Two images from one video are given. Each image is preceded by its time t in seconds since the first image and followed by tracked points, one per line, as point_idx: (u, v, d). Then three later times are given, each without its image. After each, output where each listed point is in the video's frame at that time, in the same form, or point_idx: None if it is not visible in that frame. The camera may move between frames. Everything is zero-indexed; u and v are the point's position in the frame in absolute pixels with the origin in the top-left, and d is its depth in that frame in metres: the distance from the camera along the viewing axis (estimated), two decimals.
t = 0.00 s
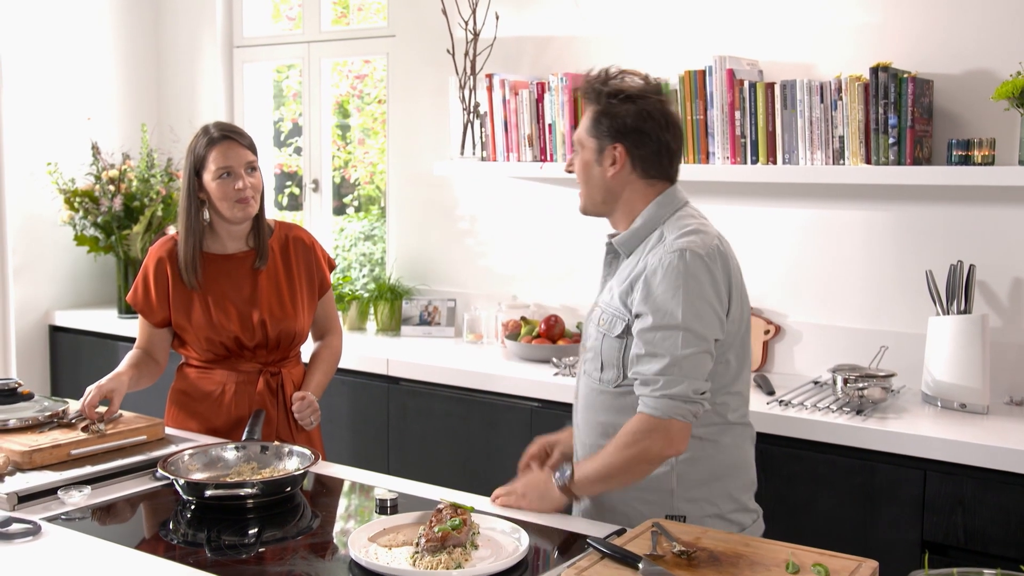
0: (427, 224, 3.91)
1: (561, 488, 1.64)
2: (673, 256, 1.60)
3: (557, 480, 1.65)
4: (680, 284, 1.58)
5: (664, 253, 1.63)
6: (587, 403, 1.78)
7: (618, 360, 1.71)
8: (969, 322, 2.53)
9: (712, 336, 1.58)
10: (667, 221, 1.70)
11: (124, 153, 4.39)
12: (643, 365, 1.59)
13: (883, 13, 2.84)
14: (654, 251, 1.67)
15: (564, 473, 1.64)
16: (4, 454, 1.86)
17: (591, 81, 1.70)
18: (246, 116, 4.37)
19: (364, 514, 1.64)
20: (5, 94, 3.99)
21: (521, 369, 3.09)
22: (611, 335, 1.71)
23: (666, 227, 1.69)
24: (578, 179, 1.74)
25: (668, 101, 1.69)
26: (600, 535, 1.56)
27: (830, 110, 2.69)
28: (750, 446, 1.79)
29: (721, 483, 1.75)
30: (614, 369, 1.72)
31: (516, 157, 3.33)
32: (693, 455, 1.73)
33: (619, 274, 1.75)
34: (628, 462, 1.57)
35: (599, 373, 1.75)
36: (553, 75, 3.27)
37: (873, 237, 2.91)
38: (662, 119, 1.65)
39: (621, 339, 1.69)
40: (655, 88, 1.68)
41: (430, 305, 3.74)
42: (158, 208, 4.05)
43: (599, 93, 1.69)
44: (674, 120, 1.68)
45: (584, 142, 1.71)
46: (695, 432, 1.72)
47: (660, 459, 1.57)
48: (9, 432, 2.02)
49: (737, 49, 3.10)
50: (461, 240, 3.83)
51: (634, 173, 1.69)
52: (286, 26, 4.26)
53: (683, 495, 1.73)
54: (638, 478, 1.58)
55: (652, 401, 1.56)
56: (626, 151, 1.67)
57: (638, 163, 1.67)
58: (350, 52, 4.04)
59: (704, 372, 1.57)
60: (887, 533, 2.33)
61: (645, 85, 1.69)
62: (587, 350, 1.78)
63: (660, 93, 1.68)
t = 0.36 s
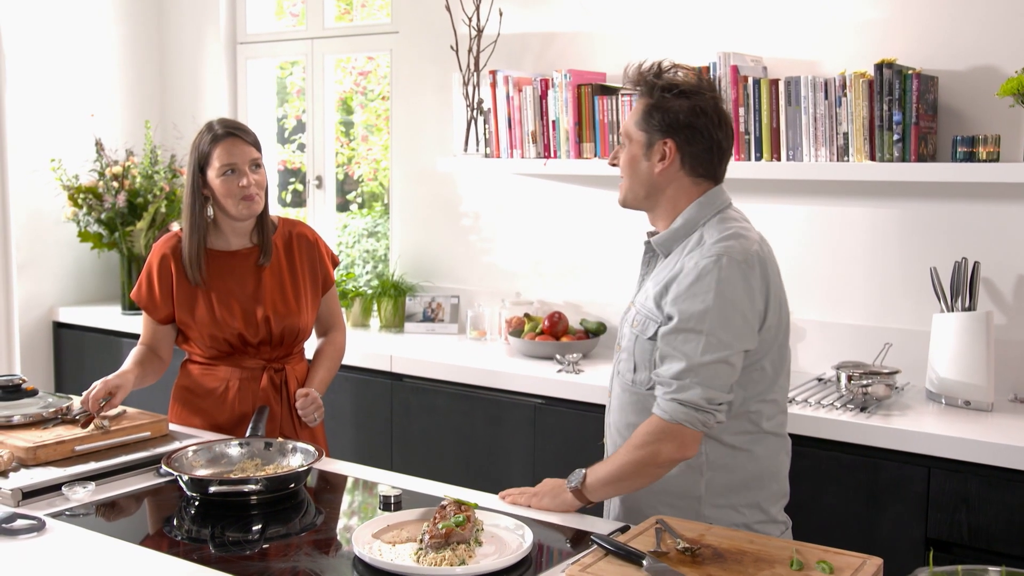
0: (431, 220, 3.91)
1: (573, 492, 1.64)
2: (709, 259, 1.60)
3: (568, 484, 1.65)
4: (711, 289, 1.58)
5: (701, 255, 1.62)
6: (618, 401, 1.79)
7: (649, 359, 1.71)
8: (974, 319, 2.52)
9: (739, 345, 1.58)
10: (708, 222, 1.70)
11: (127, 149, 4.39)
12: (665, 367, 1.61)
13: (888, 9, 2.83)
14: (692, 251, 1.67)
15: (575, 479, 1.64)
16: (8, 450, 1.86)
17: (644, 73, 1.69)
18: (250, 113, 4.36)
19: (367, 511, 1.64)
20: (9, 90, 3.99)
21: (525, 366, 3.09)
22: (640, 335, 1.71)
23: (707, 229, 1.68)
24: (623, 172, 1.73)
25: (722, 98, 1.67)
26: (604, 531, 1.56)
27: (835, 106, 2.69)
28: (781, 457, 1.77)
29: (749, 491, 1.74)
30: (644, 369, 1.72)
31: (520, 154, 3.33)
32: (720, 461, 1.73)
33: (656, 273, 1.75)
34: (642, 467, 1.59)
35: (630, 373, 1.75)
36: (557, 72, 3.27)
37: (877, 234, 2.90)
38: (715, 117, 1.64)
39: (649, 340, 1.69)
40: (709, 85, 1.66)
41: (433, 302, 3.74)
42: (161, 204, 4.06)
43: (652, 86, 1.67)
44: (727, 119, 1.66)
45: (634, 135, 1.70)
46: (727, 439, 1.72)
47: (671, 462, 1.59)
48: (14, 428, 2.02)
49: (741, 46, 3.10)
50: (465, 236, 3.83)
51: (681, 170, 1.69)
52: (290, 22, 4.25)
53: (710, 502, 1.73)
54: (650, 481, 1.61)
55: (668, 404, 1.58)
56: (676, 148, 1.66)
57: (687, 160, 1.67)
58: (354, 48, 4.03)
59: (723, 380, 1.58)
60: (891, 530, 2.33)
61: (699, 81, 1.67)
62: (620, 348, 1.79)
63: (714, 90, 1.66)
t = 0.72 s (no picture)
0: (432, 219, 3.91)
1: (590, 492, 1.64)
2: (731, 256, 1.60)
3: (585, 484, 1.65)
4: (735, 286, 1.57)
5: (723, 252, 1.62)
6: (632, 400, 1.77)
7: (666, 357, 1.70)
8: (975, 316, 2.52)
9: (761, 344, 1.58)
10: (728, 221, 1.69)
11: (129, 148, 4.39)
12: (686, 365, 1.60)
13: (889, 6, 2.82)
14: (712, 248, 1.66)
15: (592, 479, 1.65)
16: (11, 449, 1.86)
17: (664, 69, 1.69)
18: (252, 112, 4.36)
19: (369, 509, 1.64)
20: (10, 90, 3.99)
21: (527, 365, 3.08)
22: (658, 333, 1.70)
23: (726, 227, 1.67)
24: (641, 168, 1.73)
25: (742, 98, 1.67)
26: (606, 530, 1.56)
27: (836, 104, 2.68)
28: (793, 457, 1.77)
29: (763, 490, 1.74)
30: (661, 367, 1.71)
31: (521, 152, 3.33)
32: (734, 460, 1.72)
33: (675, 271, 1.73)
34: (659, 466, 1.59)
35: (643, 370, 1.74)
36: (558, 70, 3.27)
37: (879, 231, 2.90)
38: (736, 116, 1.64)
39: (667, 338, 1.68)
40: (730, 84, 1.67)
41: (435, 301, 3.74)
42: (163, 204, 4.06)
43: (672, 83, 1.67)
44: (746, 118, 1.67)
45: (653, 131, 1.69)
46: (741, 439, 1.71)
47: (691, 460, 1.59)
48: (16, 427, 2.02)
49: (743, 43, 3.09)
50: (466, 234, 3.83)
51: (700, 168, 1.68)
52: (291, 21, 4.25)
53: (724, 502, 1.73)
54: (668, 480, 1.60)
55: (689, 402, 1.57)
56: (695, 145, 1.66)
57: (706, 158, 1.66)
58: (355, 47, 4.03)
59: (744, 379, 1.57)
60: (893, 527, 2.33)
61: (720, 79, 1.68)
62: (635, 346, 1.77)
63: (734, 90, 1.67)
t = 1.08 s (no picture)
0: (433, 219, 3.91)
1: (598, 493, 1.63)
2: (745, 253, 1.60)
3: (593, 486, 1.64)
4: (751, 282, 1.58)
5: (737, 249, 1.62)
6: (636, 400, 1.76)
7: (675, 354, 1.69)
8: (977, 315, 2.52)
9: (774, 342, 1.59)
10: (737, 218, 1.70)
11: (130, 149, 4.40)
12: (697, 363, 1.60)
13: (890, 5, 2.82)
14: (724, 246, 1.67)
15: (601, 480, 1.64)
16: (12, 450, 1.86)
17: (693, 68, 1.68)
18: (252, 112, 4.36)
19: (370, 509, 1.64)
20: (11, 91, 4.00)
21: (529, 364, 3.08)
22: (667, 330, 1.69)
23: (736, 225, 1.68)
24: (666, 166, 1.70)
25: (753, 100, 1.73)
26: (607, 529, 1.57)
27: (837, 103, 2.68)
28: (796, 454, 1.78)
29: (770, 488, 1.73)
30: (669, 364, 1.70)
31: (522, 152, 3.33)
32: (744, 458, 1.72)
33: (683, 268, 1.73)
34: (671, 466, 1.59)
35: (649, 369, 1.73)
36: (559, 70, 3.27)
37: (880, 230, 2.90)
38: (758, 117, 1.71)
39: (677, 335, 1.68)
40: (740, 81, 1.70)
41: (436, 300, 3.74)
42: (163, 204, 4.06)
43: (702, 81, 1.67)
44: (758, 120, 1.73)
45: (682, 130, 1.67)
46: (750, 436, 1.71)
47: (704, 458, 1.59)
48: (17, 428, 2.02)
49: (743, 43, 3.09)
50: (467, 234, 3.83)
51: (722, 165, 1.70)
52: (292, 21, 4.25)
53: (734, 500, 1.72)
54: (680, 478, 1.60)
55: (701, 400, 1.57)
56: (730, 145, 1.68)
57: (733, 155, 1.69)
58: (356, 47, 4.03)
59: (755, 377, 1.58)
60: (894, 526, 2.33)
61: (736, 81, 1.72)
62: (640, 343, 1.76)
63: (744, 86, 1.70)
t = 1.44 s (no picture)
0: (436, 216, 3.91)
1: (610, 493, 1.63)
2: (782, 255, 1.61)
3: (606, 485, 1.64)
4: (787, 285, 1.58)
5: (770, 251, 1.62)
6: (649, 400, 1.75)
7: (698, 355, 1.68)
8: (980, 311, 2.52)
9: (801, 345, 1.61)
10: (757, 220, 1.71)
11: (132, 147, 4.40)
12: (723, 359, 1.60)
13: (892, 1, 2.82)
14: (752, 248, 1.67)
15: (615, 479, 1.64)
16: (15, 447, 1.86)
17: (746, 68, 1.67)
18: (254, 110, 4.36)
19: (374, 506, 1.64)
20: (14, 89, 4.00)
21: (532, 361, 3.09)
22: (693, 331, 1.68)
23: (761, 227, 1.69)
24: (718, 166, 1.68)
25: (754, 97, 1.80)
26: (610, 526, 1.57)
27: (840, 99, 2.68)
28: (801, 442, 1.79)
29: (787, 477, 1.75)
30: (689, 364, 1.69)
31: (524, 149, 3.33)
32: (762, 451, 1.72)
33: (703, 268, 1.72)
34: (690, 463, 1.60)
35: (666, 368, 1.72)
36: (561, 66, 3.26)
37: (883, 226, 2.90)
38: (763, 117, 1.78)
39: (704, 335, 1.67)
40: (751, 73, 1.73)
41: (438, 298, 3.74)
42: (166, 202, 4.06)
43: (752, 84, 1.67)
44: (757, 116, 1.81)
45: (740, 133, 1.67)
46: (771, 429, 1.71)
47: (723, 456, 1.60)
48: (21, 425, 2.02)
49: (746, 39, 3.09)
50: (469, 231, 3.83)
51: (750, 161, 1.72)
52: (294, 18, 4.24)
53: (758, 494, 1.72)
54: (697, 475, 1.62)
55: (726, 396, 1.58)
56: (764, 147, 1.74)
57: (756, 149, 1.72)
58: (358, 44, 4.03)
59: (783, 378, 1.59)
60: (898, 522, 2.33)
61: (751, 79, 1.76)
62: (655, 342, 1.74)
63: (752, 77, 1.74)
